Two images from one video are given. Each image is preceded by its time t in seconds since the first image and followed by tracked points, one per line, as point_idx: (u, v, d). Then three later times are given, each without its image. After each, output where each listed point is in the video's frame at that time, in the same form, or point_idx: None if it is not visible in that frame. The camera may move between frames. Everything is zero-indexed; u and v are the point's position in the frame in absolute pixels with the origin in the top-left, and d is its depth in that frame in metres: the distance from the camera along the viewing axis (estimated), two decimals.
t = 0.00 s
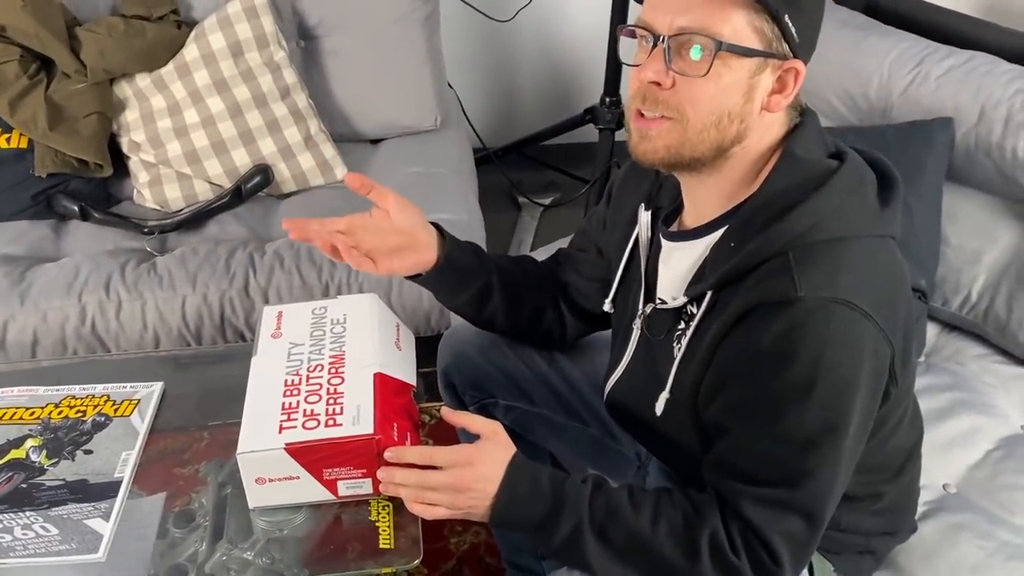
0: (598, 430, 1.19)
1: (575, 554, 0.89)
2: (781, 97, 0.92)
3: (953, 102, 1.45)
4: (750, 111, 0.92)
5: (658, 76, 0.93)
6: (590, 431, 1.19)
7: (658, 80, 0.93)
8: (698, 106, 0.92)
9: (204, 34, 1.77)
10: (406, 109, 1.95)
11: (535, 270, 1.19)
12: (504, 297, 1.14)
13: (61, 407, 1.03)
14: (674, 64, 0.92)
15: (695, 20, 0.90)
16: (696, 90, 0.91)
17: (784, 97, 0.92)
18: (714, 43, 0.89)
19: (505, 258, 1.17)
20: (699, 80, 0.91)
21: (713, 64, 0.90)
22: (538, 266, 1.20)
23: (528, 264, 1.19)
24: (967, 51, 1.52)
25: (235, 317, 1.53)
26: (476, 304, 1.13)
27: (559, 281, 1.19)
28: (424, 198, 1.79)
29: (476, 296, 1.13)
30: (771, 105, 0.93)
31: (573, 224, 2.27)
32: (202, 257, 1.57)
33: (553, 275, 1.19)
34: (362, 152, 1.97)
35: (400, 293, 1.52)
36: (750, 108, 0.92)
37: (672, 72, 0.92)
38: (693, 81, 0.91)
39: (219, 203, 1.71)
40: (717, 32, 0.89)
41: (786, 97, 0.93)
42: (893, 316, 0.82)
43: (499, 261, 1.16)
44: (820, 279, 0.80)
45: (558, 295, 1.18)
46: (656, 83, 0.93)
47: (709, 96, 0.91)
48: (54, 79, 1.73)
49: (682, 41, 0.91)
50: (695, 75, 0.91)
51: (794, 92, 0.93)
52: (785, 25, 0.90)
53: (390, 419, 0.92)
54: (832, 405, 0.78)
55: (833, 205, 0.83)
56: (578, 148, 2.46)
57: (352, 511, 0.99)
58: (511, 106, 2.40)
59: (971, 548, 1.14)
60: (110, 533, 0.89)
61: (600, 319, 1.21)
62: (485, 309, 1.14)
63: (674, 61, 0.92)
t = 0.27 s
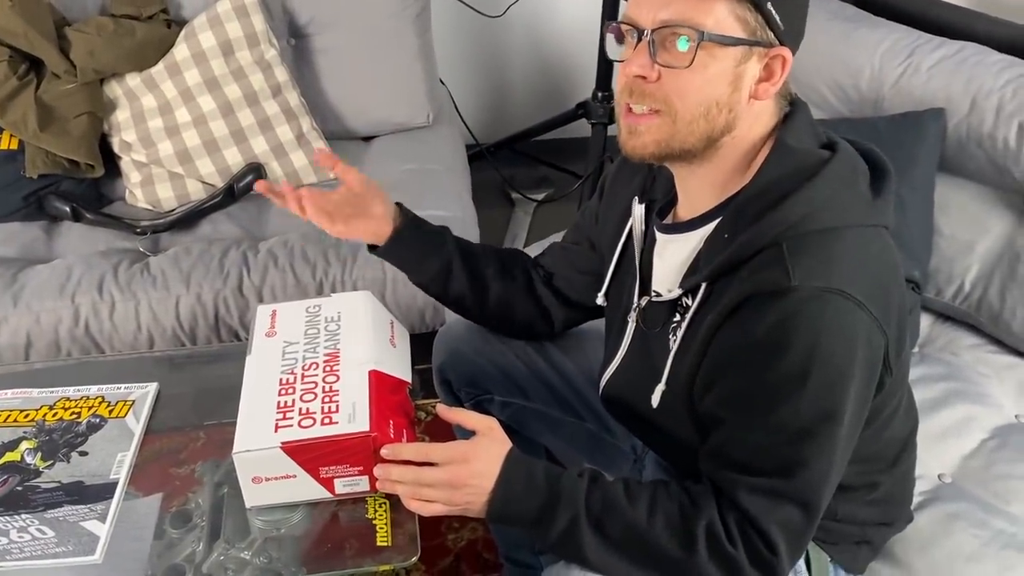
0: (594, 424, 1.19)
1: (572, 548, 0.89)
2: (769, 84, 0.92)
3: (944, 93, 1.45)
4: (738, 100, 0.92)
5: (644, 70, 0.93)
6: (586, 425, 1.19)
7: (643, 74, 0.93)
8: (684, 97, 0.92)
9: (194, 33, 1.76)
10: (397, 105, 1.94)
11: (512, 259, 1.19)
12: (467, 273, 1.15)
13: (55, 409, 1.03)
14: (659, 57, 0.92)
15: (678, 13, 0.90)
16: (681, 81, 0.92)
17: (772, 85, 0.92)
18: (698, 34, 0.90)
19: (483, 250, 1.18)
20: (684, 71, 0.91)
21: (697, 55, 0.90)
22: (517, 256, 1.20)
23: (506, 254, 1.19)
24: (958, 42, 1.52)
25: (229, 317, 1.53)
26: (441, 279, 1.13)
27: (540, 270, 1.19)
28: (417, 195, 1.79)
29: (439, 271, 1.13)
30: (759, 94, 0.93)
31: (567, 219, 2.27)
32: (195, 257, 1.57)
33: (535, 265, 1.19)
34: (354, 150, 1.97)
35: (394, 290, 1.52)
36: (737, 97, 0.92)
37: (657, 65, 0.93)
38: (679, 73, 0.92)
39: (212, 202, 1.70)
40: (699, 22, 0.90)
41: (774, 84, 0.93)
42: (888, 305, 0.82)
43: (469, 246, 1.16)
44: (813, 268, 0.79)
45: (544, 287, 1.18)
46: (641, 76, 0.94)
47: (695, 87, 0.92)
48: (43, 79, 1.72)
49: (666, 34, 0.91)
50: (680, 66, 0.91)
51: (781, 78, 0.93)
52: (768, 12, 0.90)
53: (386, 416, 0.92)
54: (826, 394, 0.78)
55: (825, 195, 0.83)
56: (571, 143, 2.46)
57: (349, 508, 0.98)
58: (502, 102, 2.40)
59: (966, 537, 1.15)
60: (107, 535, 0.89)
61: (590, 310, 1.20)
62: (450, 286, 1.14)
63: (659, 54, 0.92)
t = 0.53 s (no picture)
0: (592, 417, 1.19)
1: (571, 540, 0.89)
2: (750, 76, 0.92)
3: (936, 83, 1.46)
4: (719, 93, 0.92)
5: (622, 67, 0.93)
6: (584, 418, 1.19)
7: (622, 71, 0.93)
8: (663, 92, 0.92)
9: (184, 32, 1.76)
10: (389, 102, 1.94)
11: (502, 254, 1.18)
12: (452, 267, 1.14)
13: (53, 411, 1.02)
14: (637, 53, 0.92)
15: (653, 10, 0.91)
16: (659, 76, 0.91)
17: (753, 77, 0.92)
18: (673, 29, 0.90)
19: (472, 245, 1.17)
20: (662, 67, 0.91)
21: (674, 50, 0.90)
22: (505, 250, 1.19)
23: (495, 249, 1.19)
24: (948, 32, 1.53)
25: (225, 316, 1.52)
26: (425, 273, 1.12)
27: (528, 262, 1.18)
28: (411, 192, 1.79)
29: (424, 266, 1.12)
30: (740, 86, 0.92)
31: (561, 212, 2.28)
32: (190, 256, 1.56)
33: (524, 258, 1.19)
34: (346, 147, 1.96)
35: (390, 287, 1.53)
36: (718, 90, 0.92)
37: (635, 61, 0.93)
38: (657, 68, 0.92)
39: (204, 201, 1.70)
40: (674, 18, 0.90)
41: (755, 76, 0.92)
42: (878, 292, 0.81)
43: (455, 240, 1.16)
44: (800, 259, 0.79)
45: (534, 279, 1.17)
46: (620, 74, 0.94)
47: (673, 83, 0.91)
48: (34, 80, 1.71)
49: (643, 31, 0.91)
50: (657, 62, 0.92)
51: (762, 70, 0.92)
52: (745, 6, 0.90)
53: (384, 412, 0.92)
54: (816, 384, 0.77)
55: (813, 185, 0.82)
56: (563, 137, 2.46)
57: (349, 505, 0.98)
58: (494, 97, 2.40)
59: (963, 524, 1.16)
60: (107, 536, 0.89)
61: (584, 301, 1.19)
62: (436, 281, 1.14)
63: (637, 50, 0.92)
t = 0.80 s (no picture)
0: (594, 409, 1.19)
1: (578, 531, 0.89)
2: (723, 75, 0.86)
3: (929, 70, 1.46)
4: (692, 99, 0.87)
5: (594, 87, 0.91)
6: (586, 409, 1.18)
7: (595, 90, 0.91)
8: (635, 107, 0.89)
9: (176, 30, 1.75)
10: (383, 97, 1.94)
11: (510, 247, 1.19)
12: (462, 259, 1.15)
13: (55, 412, 1.02)
14: (604, 74, 0.90)
15: (609, 29, 0.87)
16: (627, 95, 0.89)
17: (725, 76, 0.86)
18: (631, 51, 0.86)
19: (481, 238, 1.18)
20: (627, 85, 0.88)
21: (636, 70, 0.87)
22: (513, 243, 1.19)
23: (504, 242, 1.19)
24: (941, 19, 1.53)
25: (223, 314, 1.52)
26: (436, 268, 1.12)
27: (534, 257, 1.19)
28: (407, 186, 1.79)
29: (435, 258, 1.13)
30: (716, 85, 0.87)
31: (557, 207, 2.28)
32: (187, 255, 1.56)
33: (530, 253, 1.19)
34: (341, 143, 1.96)
35: (388, 283, 1.53)
36: (691, 94, 0.88)
37: (605, 80, 0.90)
38: (625, 88, 0.89)
39: (200, 199, 1.69)
40: (628, 36, 0.86)
41: (729, 73, 0.86)
42: (879, 278, 0.81)
43: (465, 234, 1.17)
44: (803, 246, 0.79)
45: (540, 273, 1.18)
46: (595, 93, 0.92)
47: (643, 96, 0.88)
48: (25, 80, 1.70)
49: (603, 51, 0.88)
50: (624, 82, 0.89)
51: (736, 65, 0.86)
52: (696, 6, 0.83)
53: (389, 406, 0.92)
54: (819, 370, 0.78)
55: (814, 174, 0.83)
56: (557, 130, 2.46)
57: (354, 500, 0.99)
58: (487, 91, 2.39)
59: (963, 508, 1.17)
60: (114, 536, 0.89)
61: (585, 293, 1.19)
62: (446, 275, 1.14)
63: (605, 70, 0.90)
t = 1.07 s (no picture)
0: (597, 400, 1.20)
1: (587, 523, 0.91)
2: (722, 76, 0.86)
3: (922, 58, 1.47)
4: (693, 100, 0.87)
5: (593, 92, 0.90)
6: (589, 401, 1.19)
7: (592, 95, 0.90)
8: (634, 111, 0.89)
9: (169, 27, 1.75)
10: (378, 92, 1.94)
11: (509, 245, 1.19)
12: (462, 263, 1.15)
13: (62, 413, 1.02)
14: (602, 80, 0.88)
15: (604, 36, 0.85)
16: (626, 101, 0.88)
17: (725, 77, 0.85)
18: (630, 59, 0.85)
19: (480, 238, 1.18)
20: (625, 91, 0.87)
21: (635, 77, 0.86)
22: (513, 241, 1.20)
23: (503, 241, 1.19)
24: (933, 7, 1.54)
25: (223, 312, 1.52)
26: (436, 270, 1.13)
27: (535, 255, 1.19)
28: (404, 182, 1.79)
29: (435, 264, 1.13)
30: (715, 85, 0.87)
31: (552, 200, 2.28)
32: (186, 253, 1.56)
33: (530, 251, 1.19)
34: (336, 138, 1.96)
35: (388, 278, 1.53)
36: (690, 96, 0.87)
37: (604, 86, 0.89)
38: (624, 94, 0.88)
39: (197, 197, 1.69)
40: (623, 44, 0.84)
41: (728, 74, 0.85)
42: (882, 271, 0.83)
43: (463, 234, 1.17)
44: (809, 241, 0.80)
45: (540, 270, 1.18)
46: (593, 98, 0.90)
47: (642, 101, 0.87)
48: (18, 80, 1.70)
49: (599, 57, 0.87)
50: (623, 88, 0.87)
51: (734, 65, 0.85)
52: (691, 12, 0.81)
53: (397, 400, 0.93)
54: (828, 364, 0.79)
55: (818, 167, 0.83)
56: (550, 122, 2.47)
57: (364, 494, 1.00)
58: (480, 84, 2.39)
59: (963, 491, 1.18)
60: (126, 535, 0.90)
61: (587, 288, 1.20)
62: (447, 275, 1.15)
63: (602, 76, 0.88)
